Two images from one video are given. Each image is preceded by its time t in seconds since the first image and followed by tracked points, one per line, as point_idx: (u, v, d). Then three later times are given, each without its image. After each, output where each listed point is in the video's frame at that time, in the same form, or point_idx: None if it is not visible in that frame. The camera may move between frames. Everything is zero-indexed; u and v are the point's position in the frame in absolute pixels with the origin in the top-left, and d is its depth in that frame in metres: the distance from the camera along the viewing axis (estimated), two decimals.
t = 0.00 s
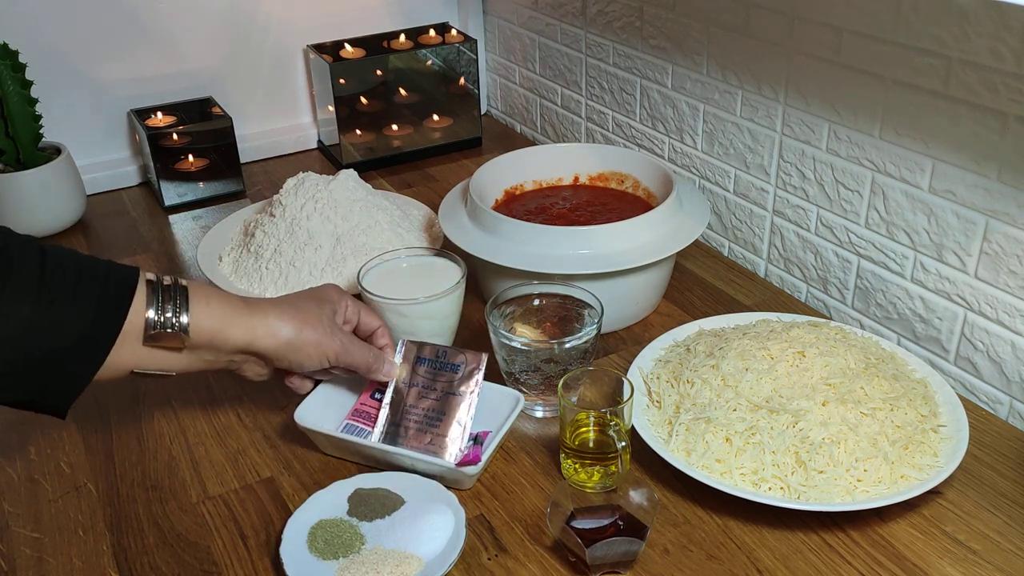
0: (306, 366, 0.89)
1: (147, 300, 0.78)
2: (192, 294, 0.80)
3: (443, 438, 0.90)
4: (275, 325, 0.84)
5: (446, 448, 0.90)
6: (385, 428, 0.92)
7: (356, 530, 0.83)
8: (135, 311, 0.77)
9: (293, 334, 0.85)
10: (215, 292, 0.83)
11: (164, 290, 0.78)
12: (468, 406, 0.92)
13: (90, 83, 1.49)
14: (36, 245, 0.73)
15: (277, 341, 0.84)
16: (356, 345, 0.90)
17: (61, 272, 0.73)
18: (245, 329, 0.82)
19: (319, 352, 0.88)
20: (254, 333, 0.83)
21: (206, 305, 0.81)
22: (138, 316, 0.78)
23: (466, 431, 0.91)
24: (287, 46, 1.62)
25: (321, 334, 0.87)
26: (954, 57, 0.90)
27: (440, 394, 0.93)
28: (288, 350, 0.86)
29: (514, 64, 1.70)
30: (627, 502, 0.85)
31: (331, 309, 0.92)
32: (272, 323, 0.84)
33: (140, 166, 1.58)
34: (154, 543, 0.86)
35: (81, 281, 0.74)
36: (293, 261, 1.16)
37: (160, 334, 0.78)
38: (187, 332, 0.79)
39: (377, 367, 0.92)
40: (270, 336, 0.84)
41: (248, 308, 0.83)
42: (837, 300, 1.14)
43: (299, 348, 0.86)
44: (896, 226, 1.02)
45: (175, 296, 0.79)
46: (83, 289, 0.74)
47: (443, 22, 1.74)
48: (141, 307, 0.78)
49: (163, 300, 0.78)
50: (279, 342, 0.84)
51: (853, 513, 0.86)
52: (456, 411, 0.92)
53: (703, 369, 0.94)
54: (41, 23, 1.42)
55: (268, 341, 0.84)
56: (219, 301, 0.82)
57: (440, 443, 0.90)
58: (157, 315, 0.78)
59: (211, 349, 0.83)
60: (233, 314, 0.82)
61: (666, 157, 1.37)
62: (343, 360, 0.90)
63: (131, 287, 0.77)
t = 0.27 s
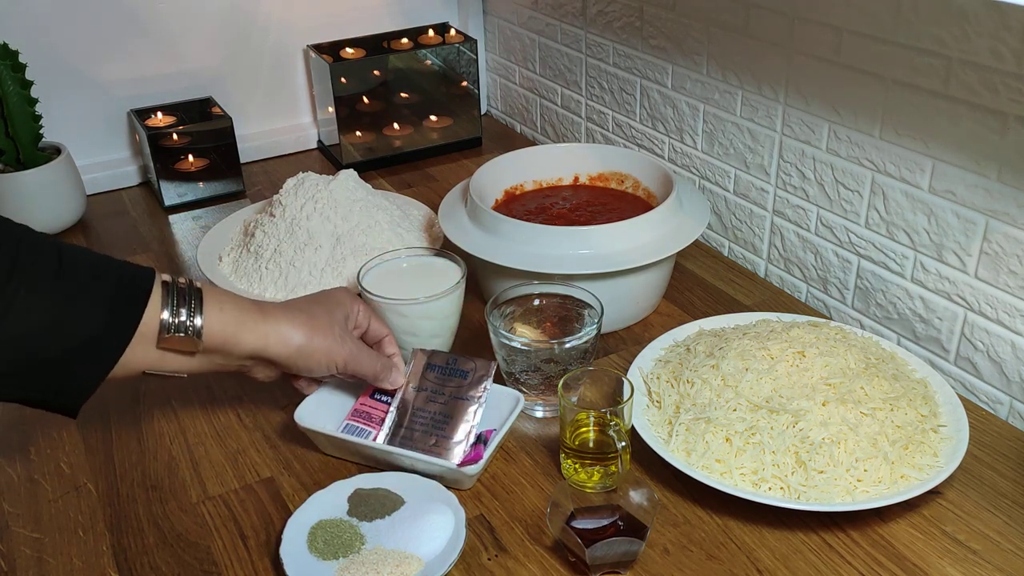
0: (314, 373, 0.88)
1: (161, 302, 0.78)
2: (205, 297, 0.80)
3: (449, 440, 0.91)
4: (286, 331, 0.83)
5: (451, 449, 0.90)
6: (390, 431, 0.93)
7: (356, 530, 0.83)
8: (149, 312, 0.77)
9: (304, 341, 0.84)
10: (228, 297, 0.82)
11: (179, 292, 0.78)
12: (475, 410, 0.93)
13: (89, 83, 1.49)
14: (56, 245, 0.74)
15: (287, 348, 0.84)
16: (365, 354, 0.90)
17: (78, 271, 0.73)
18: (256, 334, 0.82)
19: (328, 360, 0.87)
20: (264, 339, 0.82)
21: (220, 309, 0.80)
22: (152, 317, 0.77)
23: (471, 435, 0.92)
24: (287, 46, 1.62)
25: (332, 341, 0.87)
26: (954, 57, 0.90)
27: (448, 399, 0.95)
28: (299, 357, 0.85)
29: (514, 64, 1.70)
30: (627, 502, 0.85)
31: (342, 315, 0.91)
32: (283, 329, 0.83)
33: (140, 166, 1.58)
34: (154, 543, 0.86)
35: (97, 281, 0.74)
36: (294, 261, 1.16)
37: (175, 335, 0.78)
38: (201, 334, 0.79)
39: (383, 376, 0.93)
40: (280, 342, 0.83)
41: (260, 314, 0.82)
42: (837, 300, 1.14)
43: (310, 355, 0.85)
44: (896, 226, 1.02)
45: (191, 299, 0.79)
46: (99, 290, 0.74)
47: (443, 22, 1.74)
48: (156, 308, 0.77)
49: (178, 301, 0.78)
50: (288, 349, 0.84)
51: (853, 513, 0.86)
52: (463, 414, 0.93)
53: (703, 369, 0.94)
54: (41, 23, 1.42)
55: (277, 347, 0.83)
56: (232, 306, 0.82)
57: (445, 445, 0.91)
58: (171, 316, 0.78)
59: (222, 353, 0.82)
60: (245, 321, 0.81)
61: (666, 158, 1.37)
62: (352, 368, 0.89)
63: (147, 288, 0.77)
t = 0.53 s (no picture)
0: (275, 343, 0.89)
1: (107, 286, 0.77)
2: (154, 276, 0.80)
3: (448, 440, 0.91)
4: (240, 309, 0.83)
5: (451, 449, 0.90)
6: (389, 432, 0.93)
7: (356, 530, 0.83)
8: (95, 298, 0.77)
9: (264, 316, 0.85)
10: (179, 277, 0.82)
11: (120, 273, 0.78)
12: (475, 414, 0.93)
13: (89, 83, 1.49)
14: (10, 237, 0.74)
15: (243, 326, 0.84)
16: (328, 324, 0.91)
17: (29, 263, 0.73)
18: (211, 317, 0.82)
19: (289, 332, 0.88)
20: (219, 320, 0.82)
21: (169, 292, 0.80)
22: (99, 303, 0.77)
23: (471, 436, 0.92)
24: (287, 46, 1.62)
25: (289, 316, 0.87)
26: (954, 57, 0.90)
27: (448, 403, 0.95)
28: (256, 333, 0.86)
29: (514, 64, 1.70)
30: (627, 502, 0.85)
31: (304, 280, 0.90)
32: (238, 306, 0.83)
33: (140, 166, 1.58)
34: (154, 543, 0.86)
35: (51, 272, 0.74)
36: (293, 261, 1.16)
37: (123, 321, 0.78)
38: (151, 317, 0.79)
39: (351, 338, 0.95)
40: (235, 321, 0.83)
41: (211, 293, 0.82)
42: (837, 300, 1.14)
43: (268, 330, 0.86)
44: (896, 226, 1.02)
45: (136, 279, 0.78)
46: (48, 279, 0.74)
47: (443, 22, 1.74)
48: (102, 293, 0.77)
49: (124, 285, 0.78)
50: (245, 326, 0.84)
51: (853, 513, 0.86)
52: (463, 417, 0.93)
53: (703, 369, 0.94)
54: (41, 23, 1.42)
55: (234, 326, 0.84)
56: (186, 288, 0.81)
57: (445, 445, 0.90)
58: (119, 302, 0.77)
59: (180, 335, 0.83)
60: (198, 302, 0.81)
61: (666, 157, 1.37)
62: (315, 339, 0.91)
63: (91, 273, 0.76)
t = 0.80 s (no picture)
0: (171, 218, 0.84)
1: None
2: None
3: (448, 440, 0.91)
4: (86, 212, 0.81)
5: (451, 449, 0.90)
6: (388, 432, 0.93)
7: (356, 530, 0.83)
8: None
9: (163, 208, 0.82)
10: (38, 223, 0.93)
11: None
12: (475, 414, 0.93)
13: (90, 83, 1.49)
14: None
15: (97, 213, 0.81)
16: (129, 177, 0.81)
17: None
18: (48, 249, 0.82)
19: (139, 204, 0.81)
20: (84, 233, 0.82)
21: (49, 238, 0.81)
22: None
23: (471, 436, 0.92)
24: (287, 46, 1.62)
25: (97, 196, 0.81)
26: (954, 57, 0.90)
27: (448, 403, 0.95)
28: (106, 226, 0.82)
29: (515, 64, 1.70)
30: (627, 502, 0.85)
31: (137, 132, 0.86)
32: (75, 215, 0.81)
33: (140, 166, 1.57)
34: (154, 543, 0.86)
35: None
36: (294, 261, 1.16)
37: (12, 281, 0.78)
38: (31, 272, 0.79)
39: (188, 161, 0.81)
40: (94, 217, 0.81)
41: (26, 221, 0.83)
42: (837, 300, 1.14)
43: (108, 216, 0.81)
44: (896, 226, 1.02)
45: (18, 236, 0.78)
46: None
47: (443, 22, 1.74)
48: None
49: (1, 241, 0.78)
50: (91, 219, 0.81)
51: (853, 513, 0.86)
52: (463, 416, 0.93)
53: (703, 369, 0.94)
54: (42, 23, 1.42)
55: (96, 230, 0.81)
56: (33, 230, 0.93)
57: (445, 445, 0.90)
58: None
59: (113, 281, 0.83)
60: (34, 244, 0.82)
61: (666, 157, 1.37)
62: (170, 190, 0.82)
63: None
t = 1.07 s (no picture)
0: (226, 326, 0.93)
1: (30, 265, 0.82)
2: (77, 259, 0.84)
3: (448, 440, 0.91)
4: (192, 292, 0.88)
5: (451, 449, 0.90)
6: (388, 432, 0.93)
7: (356, 530, 0.83)
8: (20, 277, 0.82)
9: (235, 312, 0.91)
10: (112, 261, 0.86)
11: (48, 255, 0.82)
12: (475, 414, 0.93)
13: (89, 83, 1.49)
14: None
15: (198, 307, 0.89)
16: (252, 305, 0.93)
17: None
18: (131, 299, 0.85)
19: (224, 318, 0.91)
20: (164, 302, 0.87)
21: (93, 278, 0.84)
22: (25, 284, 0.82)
23: (471, 436, 0.92)
24: (287, 46, 1.62)
25: (217, 298, 0.89)
26: (954, 57, 0.90)
27: (448, 403, 0.95)
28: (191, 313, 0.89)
29: (515, 64, 1.70)
30: (627, 502, 0.85)
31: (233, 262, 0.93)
32: (186, 293, 0.88)
33: (140, 166, 1.57)
34: (154, 543, 0.86)
35: None
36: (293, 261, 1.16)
37: (46, 304, 0.82)
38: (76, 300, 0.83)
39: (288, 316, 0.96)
40: (192, 294, 0.88)
41: (136, 276, 0.86)
42: (837, 300, 1.14)
43: (202, 312, 0.89)
44: (896, 226, 1.02)
45: (57, 261, 0.83)
46: None
47: (443, 22, 1.74)
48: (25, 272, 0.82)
49: (47, 265, 0.82)
50: (197, 307, 0.89)
51: (853, 513, 0.86)
52: (463, 416, 0.93)
53: (703, 369, 0.94)
54: (42, 24, 1.42)
55: (176, 309, 0.88)
56: (110, 274, 0.85)
57: (444, 445, 0.90)
58: (43, 283, 0.82)
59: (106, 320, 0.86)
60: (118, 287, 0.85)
61: (666, 158, 1.37)
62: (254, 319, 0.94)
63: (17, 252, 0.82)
